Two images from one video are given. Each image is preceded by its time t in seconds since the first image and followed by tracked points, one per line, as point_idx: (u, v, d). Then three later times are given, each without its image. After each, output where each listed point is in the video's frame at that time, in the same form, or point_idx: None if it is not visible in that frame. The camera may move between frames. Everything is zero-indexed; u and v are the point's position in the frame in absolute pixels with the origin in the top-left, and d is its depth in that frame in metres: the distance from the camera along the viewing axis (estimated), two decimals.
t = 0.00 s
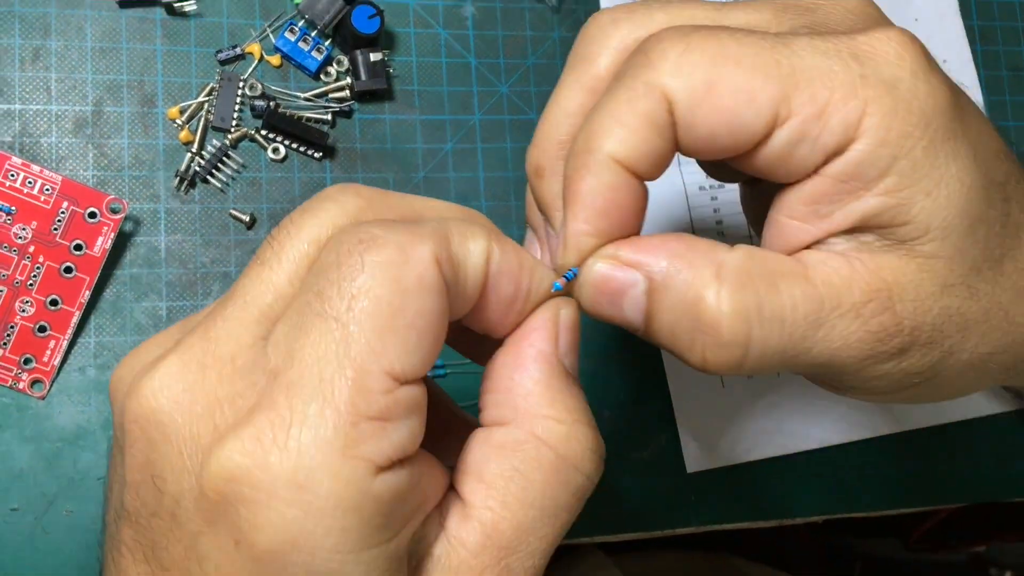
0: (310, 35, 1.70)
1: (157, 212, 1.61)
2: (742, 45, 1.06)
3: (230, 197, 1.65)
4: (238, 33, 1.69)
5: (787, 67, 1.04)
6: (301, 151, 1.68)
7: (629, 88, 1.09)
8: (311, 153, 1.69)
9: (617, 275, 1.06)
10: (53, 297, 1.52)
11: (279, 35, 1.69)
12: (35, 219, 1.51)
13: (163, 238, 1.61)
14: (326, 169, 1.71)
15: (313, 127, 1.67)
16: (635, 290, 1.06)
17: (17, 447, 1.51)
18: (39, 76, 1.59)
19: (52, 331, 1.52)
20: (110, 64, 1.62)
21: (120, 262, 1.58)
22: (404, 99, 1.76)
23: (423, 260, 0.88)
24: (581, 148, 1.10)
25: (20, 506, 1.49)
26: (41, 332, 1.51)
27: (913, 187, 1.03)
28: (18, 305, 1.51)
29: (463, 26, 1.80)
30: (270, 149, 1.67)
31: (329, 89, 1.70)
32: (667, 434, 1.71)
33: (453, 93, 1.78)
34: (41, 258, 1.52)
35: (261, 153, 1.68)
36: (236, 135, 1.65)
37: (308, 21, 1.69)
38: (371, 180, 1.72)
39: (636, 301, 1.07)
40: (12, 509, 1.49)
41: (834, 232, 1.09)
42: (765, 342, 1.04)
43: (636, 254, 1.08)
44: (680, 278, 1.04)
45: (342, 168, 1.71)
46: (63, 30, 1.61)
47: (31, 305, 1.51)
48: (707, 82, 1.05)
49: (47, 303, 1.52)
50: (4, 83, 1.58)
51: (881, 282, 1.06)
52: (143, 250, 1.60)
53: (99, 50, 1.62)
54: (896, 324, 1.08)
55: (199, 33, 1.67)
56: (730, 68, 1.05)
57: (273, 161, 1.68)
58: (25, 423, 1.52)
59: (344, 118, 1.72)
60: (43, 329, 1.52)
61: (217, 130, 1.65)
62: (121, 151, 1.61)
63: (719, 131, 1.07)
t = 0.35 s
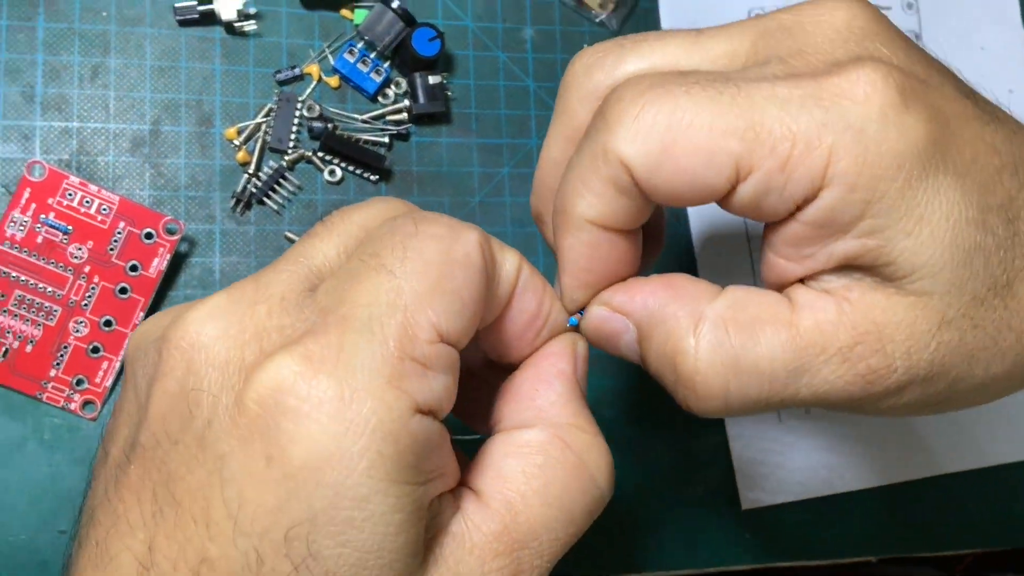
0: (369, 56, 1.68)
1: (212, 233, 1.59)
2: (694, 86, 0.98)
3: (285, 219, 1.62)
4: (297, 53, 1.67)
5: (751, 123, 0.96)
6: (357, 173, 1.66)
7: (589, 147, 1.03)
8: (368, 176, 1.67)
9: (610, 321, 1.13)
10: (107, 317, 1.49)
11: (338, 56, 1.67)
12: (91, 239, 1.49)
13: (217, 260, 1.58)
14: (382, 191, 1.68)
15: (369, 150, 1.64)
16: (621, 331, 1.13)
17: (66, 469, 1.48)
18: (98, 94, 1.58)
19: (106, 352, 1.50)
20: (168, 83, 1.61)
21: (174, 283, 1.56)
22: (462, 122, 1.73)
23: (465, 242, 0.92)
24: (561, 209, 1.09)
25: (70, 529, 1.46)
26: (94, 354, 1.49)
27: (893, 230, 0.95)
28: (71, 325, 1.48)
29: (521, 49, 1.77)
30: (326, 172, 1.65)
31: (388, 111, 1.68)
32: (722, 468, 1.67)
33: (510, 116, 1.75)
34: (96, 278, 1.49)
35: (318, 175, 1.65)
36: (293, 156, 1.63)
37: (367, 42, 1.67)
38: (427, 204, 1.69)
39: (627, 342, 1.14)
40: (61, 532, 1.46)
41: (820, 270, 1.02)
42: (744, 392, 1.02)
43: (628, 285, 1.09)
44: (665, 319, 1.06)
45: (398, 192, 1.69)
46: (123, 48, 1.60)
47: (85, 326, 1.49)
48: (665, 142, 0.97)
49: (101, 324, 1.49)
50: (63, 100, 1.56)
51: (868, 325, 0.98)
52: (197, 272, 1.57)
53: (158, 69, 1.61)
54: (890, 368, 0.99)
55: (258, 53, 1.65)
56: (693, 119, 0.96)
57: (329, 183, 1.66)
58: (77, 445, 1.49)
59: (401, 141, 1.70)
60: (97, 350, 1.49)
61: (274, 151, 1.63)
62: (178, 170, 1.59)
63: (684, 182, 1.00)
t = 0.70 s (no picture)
0: (496, 61, 1.57)
1: (331, 247, 1.51)
2: (1006, 326, 0.94)
3: (406, 233, 1.53)
4: (421, 57, 1.58)
5: None
6: (481, 185, 1.56)
7: (879, 363, 0.98)
8: (492, 188, 1.56)
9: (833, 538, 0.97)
10: (224, 336, 1.41)
11: (463, 61, 1.57)
12: (210, 253, 1.42)
13: (336, 276, 1.50)
14: (506, 206, 1.57)
15: (495, 162, 1.54)
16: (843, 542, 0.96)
17: (179, 495, 1.40)
18: (217, 99, 1.50)
19: (221, 372, 1.41)
20: (288, 88, 1.53)
21: (292, 300, 1.48)
22: (590, 131, 1.61)
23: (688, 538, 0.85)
24: (819, 411, 1.02)
25: (180, 558, 1.38)
26: (211, 374, 1.41)
27: None
28: (187, 344, 1.41)
29: (655, 53, 1.65)
30: (449, 184, 1.55)
31: (514, 120, 1.57)
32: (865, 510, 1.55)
33: (643, 125, 1.62)
34: (215, 294, 1.42)
35: (440, 187, 1.55)
36: (415, 167, 1.54)
37: (495, 45, 1.56)
38: (554, 219, 1.58)
39: (844, 570, 0.98)
40: (172, 561, 1.38)
41: None
42: None
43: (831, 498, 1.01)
44: (902, 562, 0.92)
45: (523, 205, 1.57)
46: (242, 51, 1.52)
47: (202, 345, 1.41)
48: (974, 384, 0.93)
49: (218, 342, 1.41)
50: (180, 105, 1.49)
51: None
52: (316, 288, 1.49)
53: (278, 73, 1.52)
54: None
55: (381, 57, 1.56)
56: (1001, 351, 0.92)
57: (452, 196, 1.56)
58: (189, 469, 1.40)
59: (527, 152, 1.58)
60: (212, 370, 1.41)
61: (396, 161, 1.53)
62: (297, 181, 1.51)
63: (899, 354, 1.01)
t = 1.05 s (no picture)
0: (620, 20, 1.44)
1: (443, 220, 1.39)
2: None
3: (523, 206, 1.41)
4: (538, 16, 1.46)
5: None
6: (603, 154, 1.43)
7: None
8: (613, 157, 1.44)
9: None
10: (333, 314, 1.31)
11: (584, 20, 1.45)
12: (319, 225, 1.32)
13: (449, 251, 1.39)
14: (629, 176, 1.45)
15: (619, 128, 1.41)
16: None
17: (285, 484, 1.31)
18: (323, 61, 1.40)
19: (330, 353, 1.31)
20: (398, 50, 1.42)
21: (402, 277, 1.37)
22: (721, 97, 1.48)
23: None
24: None
25: (287, 551, 1.29)
26: (319, 356, 1.31)
27: None
28: (294, 322, 1.31)
29: (791, 12, 1.51)
30: (569, 153, 1.42)
31: (638, 84, 1.44)
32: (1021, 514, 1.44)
33: (778, 90, 1.49)
34: (323, 269, 1.32)
35: (558, 157, 1.43)
36: (532, 135, 1.41)
37: (619, 2, 1.43)
38: (681, 191, 1.45)
39: None
40: (279, 554, 1.29)
41: None
42: None
43: None
44: None
45: (647, 176, 1.45)
46: (350, 10, 1.41)
47: (310, 323, 1.31)
48: None
49: (327, 321, 1.31)
50: (285, 68, 1.39)
51: None
52: (428, 264, 1.38)
53: (387, 34, 1.42)
54: None
55: (495, 16, 1.45)
56: None
57: (571, 166, 1.43)
58: (295, 455, 1.32)
59: (651, 118, 1.46)
60: (320, 351, 1.31)
61: (511, 128, 1.42)
62: (407, 149, 1.40)
63: None
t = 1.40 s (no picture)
0: (641, 12, 1.45)
1: (466, 212, 1.41)
2: None
3: (545, 198, 1.43)
4: (559, 10, 1.47)
5: None
6: (624, 146, 1.44)
7: None
8: (635, 149, 1.45)
9: None
10: (358, 305, 1.33)
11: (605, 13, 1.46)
12: (344, 216, 1.33)
13: (472, 243, 1.40)
14: (651, 168, 1.45)
15: (641, 120, 1.42)
16: None
17: (311, 473, 1.33)
18: (347, 55, 1.41)
19: (355, 343, 1.33)
20: (421, 43, 1.43)
21: (425, 268, 1.39)
22: (741, 89, 1.48)
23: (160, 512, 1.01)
24: None
25: (314, 539, 1.31)
26: (344, 346, 1.32)
27: None
28: (321, 313, 1.32)
29: (811, 4, 1.51)
30: (590, 145, 1.43)
31: (659, 76, 1.45)
32: None
33: (798, 82, 1.49)
34: (348, 260, 1.33)
35: (580, 149, 1.44)
36: (554, 127, 1.42)
37: None
38: (702, 183, 1.46)
39: None
40: (306, 541, 1.31)
41: None
42: None
43: None
44: None
45: (668, 168, 1.46)
46: (373, 4, 1.43)
47: (335, 314, 1.32)
48: None
49: (352, 311, 1.33)
50: (310, 61, 1.40)
51: None
52: (451, 256, 1.40)
53: (411, 27, 1.43)
54: None
55: (517, 9, 1.46)
56: None
57: (592, 158, 1.44)
58: (321, 444, 1.34)
59: (672, 110, 1.47)
60: (346, 341, 1.32)
61: (533, 121, 1.43)
62: (430, 142, 1.42)
63: None
